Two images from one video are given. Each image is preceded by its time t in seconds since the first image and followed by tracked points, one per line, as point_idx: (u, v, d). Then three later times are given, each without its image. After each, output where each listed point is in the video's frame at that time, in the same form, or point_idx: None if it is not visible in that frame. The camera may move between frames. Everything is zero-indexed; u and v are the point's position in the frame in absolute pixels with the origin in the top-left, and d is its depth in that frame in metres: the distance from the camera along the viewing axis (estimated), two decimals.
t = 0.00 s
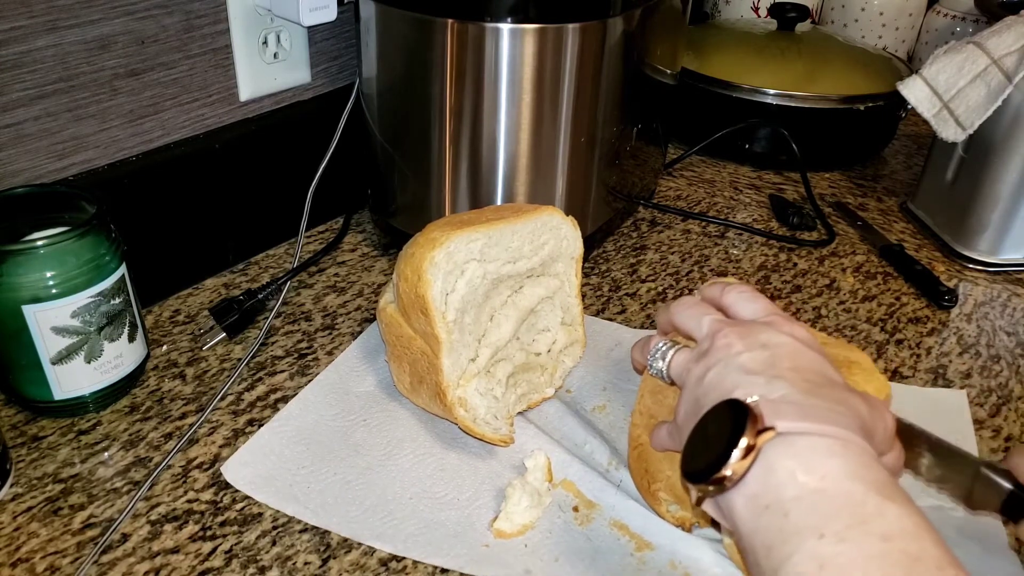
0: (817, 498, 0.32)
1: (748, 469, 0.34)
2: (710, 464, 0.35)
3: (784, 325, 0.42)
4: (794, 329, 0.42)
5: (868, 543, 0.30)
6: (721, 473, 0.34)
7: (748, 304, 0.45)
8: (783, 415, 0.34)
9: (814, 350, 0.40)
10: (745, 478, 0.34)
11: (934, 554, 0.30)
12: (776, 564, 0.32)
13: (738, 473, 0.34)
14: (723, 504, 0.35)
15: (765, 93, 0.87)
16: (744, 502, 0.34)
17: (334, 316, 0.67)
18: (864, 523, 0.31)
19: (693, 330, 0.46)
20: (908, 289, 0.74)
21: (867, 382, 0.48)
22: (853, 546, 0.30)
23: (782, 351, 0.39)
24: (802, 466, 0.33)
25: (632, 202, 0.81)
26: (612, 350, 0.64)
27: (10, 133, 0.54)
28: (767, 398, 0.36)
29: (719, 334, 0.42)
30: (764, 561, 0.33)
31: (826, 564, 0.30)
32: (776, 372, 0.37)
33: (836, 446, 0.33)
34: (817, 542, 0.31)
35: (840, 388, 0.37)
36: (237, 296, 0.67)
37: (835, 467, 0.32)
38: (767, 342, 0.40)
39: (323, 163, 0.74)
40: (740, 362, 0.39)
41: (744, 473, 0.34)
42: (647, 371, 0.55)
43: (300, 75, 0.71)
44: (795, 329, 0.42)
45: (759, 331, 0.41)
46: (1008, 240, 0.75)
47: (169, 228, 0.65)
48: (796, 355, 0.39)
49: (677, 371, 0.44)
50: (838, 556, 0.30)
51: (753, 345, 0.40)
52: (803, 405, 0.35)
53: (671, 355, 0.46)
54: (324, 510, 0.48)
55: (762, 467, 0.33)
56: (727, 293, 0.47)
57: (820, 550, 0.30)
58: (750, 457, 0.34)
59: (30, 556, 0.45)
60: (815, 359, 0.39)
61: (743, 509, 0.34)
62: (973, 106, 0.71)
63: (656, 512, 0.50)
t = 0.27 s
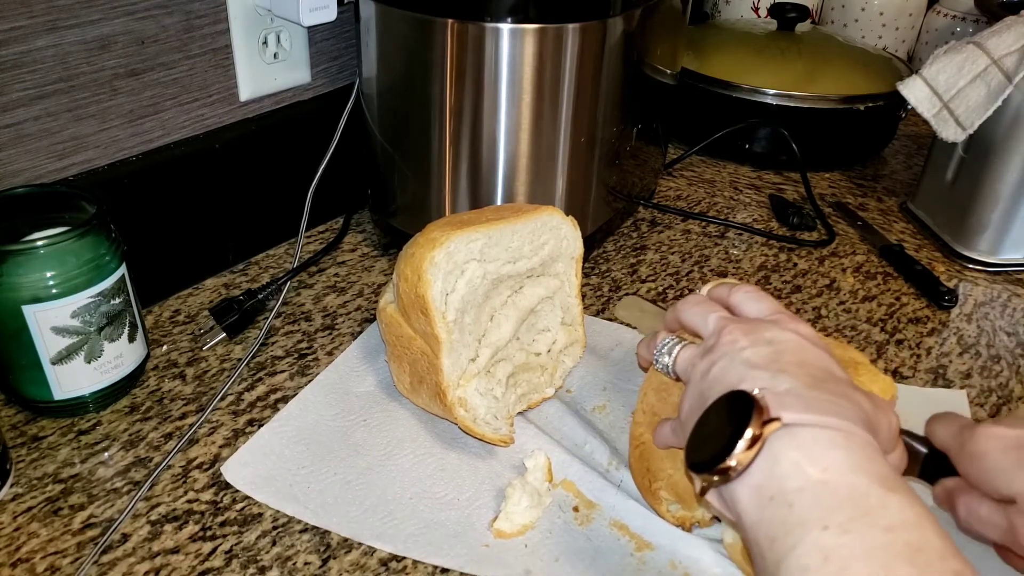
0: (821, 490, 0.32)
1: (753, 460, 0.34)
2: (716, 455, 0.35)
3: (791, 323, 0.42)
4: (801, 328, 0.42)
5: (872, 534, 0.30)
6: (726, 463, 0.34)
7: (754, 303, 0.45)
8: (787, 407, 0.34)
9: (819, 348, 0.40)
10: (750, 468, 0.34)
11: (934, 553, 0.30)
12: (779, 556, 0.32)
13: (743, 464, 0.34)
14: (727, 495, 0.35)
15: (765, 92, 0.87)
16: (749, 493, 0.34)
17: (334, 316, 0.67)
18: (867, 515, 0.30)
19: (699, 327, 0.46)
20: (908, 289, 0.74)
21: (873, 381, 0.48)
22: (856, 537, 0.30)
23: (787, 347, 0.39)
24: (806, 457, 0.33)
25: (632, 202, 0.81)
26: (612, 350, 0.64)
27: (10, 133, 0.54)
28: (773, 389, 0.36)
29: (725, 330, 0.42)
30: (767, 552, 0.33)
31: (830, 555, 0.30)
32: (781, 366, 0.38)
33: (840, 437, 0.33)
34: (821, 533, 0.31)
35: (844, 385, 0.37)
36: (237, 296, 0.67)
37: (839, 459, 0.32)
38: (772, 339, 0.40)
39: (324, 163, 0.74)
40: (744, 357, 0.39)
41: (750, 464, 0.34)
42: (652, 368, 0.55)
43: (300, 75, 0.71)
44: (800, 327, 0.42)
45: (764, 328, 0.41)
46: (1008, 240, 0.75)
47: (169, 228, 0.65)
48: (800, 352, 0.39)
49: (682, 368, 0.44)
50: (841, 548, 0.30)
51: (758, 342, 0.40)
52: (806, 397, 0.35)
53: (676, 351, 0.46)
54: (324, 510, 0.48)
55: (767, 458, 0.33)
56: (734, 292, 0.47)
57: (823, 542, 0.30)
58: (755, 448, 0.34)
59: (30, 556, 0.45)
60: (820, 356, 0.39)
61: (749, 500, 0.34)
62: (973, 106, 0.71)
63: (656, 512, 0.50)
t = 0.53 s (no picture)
0: (821, 499, 0.32)
1: (753, 470, 0.34)
2: (717, 466, 0.35)
3: (786, 326, 0.42)
4: (795, 330, 0.42)
5: (870, 543, 0.30)
6: (727, 474, 0.34)
7: (747, 303, 0.45)
8: (785, 416, 0.34)
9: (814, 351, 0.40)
10: (750, 479, 0.34)
11: (933, 556, 0.30)
12: (779, 565, 0.32)
13: (743, 474, 0.34)
14: (728, 506, 0.35)
15: (765, 92, 0.87)
16: (750, 503, 0.34)
17: (334, 316, 0.67)
18: (865, 523, 0.31)
19: (691, 329, 0.45)
20: (908, 289, 0.74)
21: (867, 380, 0.48)
22: (855, 546, 0.30)
23: (783, 352, 0.39)
24: (805, 467, 0.33)
25: (632, 202, 0.81)
26: (612, 350, 0.64)
27: (10, 133, 0.54)
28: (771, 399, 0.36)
29: (719, 334, 0.42)
30: (768, 562, 0.32)
31: (830, 564, 0.30)
32: (778, 373, 0.37)
33: (837, 446, 0.33)
34: (820, 542, 0.31)
35: (840, 389, 0.37)
36: (237, 296, 0.67)
37: (837, 467, 0.32)
38: (767, 344, 0.40)
39: (323, 163, 0.74)
40: (740, 363, 0.39)
41: (750, 474, 0.34)
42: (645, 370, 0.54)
43: (300, 75, 0.71)
44: (794, 330, 0.42)
45: (759, 333, 0.41)
46: (1008, 240, 0.75)
47: (169, 228, 0.65)
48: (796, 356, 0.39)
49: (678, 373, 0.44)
50: (840, 556, 0.30)
51: (753, 347, 0.40)
52: (803, 406, 0.35)
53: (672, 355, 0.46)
54: (324, 510, 0.48)
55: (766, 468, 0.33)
56: (727, 291, 0.47)
57: (823, 551, 0.30)
58: (755, 459, 0.34)
59: (30, 556, 0.45)
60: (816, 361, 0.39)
61: (749, 510, 0.34)
62: (973, 106, 0.71)
63: (656, 512, 0.50)
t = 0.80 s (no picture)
0: (813, 495, 0.32)
1: (745, 464, 0.34)
2: (708, 457, 0.35)
3: (789, 328, 0.42)
4: (798, 333, 0.42)
5: (863, 541, 0.30)
6: (718, 466, 0.34)
7: (753, 307, 0.45)
8: (780, 411, 0.34)
9: (816, 353, 0.40)
10: (742, 473, 0.34)
11: (931, 555, 0.30)
12: (771, 561, 0.32)
13: (735, 467, 0.34)
14: (718, 498, 0.35)
15: (764, 93, 0.87)
16: (741, 497, 0.34)
17: (335, 316, 0.67)
18: (860, 521, 0.31)
19: (695, 329, 0.45)
20: (908, 289, 0.74)
21: (874, 383, 0.48)
22: (849, 544, 0.30)
23: (784, 352, 0.39)
24: (799, 463, 0.33)
25: (632, 202, 0.81)
26: (612, 350, 0.64)
27: (10, 133, 0.54)
28: (768, 394, 0.36)
29: (721, 333, 0.42)
30: (759, 556, 0.33)
31: (823, 561, 0.30)
32: (777, 370, 0.37)
33: (833, 443, 0.33)
34: (813, 539, 0.31)
35: (839, 390, 0.37)
36: (237, 296, 0.67)
37: (832, 464, 0.32)
38: (769, 343, 0.40)
39: (323, 163, 0.74)
40: (740, 361, 0.39)
41: (741, 467, 0.34)
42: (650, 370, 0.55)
43: (300, 75, 0.71)
44: (798, 332, 0.42)
45: (761, 333, 0.41)
46: (1008, 240, 0.75)
47: (169, 228, 0.65)
48: (797, 357, 0.39)
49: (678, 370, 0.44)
50: (833, 554, 0.30)
51: (754, 345, 0.40)
52: (800, 402, 0.35)
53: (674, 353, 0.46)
54: (324, 510, 0.48)
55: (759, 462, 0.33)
56: (734, 295, 0.47)
57: (816, 548, 0.31)
58: (747, 452, 0.34)
59: (30, 556, 0.45)
60: (818, 362, 0.39)
61: (740, 504, 0.34)
62: (973, 106, 0.71)
63: (655, 513, 0.50)
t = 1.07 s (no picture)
0: (820, 484, 0.32)
1: (752, 454, 0.34)
2: (717, 448, 0.35)
3: (796, 323, 0.42)
4: (805, 329, 0.42)
5: (869, 528, 0.30)
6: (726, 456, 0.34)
7: (758, 303, 0.45)
8: (788, 402, 0.34)
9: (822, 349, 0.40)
10: (749, 462, 0.34)
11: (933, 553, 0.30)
12: (777, 549, 0.32)
13: (742, 458, 0.34)
14: (726, 489, 0.35)
15: (765, 92, 0.87)
16: (748, 487, 0.34)
17: (335, 316, 0.67)
18: (866, 510, 0.31)
19: (702, 325, 0.46)
20: (908, 289, 0.74)
21: (879, 383, 0.48)
22: (855, 531, 0.30)
23: (791, 347, 0.39)
24: (806, 453, 0.33)
25: (632, 202, 0.81)
26: (613, 351, 0.64)
27: (10, 133, 0.54)
28: (775, 387, 0.36)
29: (728, 329, 0.42)
30: (765, 544, 0.33)
31: (828, 548, 0.30)
32: (783, 365, 0.38)
33: (839, 434, 0.33)
34: (818, 526, 0.31)
35: (845, 384, 0.37)
36: (237, 296, 0.67)
37: (838, 455, 0.32)
38: (775, 339, 0.40)
39: (323, 163, 0.74)
40: (746, 355, 0.39)
41: (749, 457, 0.34)
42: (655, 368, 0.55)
43: (300, 75, 0.71)
44: (804, 328, 0.42)
45: (767, 329, 0.41)
46: (1008, 240, 0.75)
47: (169, 228, 0.65)
48: (803, 352, 0.39)
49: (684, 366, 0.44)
50: (838, 541, 0.30)
51: (761, 340, 0.40)
52: (807, 394, 0.35)
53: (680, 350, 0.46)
54: (324, 510, 0.48)
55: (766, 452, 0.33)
56: (739, 292, 0.47)
57: (822, 535, 0.30)
58: (755, 442, 0.34)
59: (30, 556, 0.45)
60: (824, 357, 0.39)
61: (747, 494, 0.34)
62: (973, 106, 0.71)
63: (656, 512, 0.50)
